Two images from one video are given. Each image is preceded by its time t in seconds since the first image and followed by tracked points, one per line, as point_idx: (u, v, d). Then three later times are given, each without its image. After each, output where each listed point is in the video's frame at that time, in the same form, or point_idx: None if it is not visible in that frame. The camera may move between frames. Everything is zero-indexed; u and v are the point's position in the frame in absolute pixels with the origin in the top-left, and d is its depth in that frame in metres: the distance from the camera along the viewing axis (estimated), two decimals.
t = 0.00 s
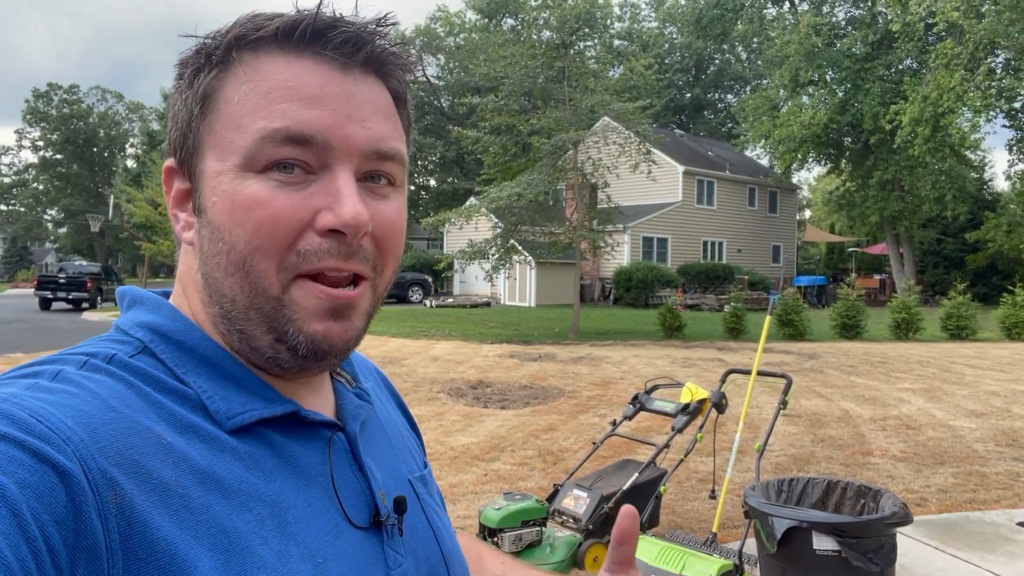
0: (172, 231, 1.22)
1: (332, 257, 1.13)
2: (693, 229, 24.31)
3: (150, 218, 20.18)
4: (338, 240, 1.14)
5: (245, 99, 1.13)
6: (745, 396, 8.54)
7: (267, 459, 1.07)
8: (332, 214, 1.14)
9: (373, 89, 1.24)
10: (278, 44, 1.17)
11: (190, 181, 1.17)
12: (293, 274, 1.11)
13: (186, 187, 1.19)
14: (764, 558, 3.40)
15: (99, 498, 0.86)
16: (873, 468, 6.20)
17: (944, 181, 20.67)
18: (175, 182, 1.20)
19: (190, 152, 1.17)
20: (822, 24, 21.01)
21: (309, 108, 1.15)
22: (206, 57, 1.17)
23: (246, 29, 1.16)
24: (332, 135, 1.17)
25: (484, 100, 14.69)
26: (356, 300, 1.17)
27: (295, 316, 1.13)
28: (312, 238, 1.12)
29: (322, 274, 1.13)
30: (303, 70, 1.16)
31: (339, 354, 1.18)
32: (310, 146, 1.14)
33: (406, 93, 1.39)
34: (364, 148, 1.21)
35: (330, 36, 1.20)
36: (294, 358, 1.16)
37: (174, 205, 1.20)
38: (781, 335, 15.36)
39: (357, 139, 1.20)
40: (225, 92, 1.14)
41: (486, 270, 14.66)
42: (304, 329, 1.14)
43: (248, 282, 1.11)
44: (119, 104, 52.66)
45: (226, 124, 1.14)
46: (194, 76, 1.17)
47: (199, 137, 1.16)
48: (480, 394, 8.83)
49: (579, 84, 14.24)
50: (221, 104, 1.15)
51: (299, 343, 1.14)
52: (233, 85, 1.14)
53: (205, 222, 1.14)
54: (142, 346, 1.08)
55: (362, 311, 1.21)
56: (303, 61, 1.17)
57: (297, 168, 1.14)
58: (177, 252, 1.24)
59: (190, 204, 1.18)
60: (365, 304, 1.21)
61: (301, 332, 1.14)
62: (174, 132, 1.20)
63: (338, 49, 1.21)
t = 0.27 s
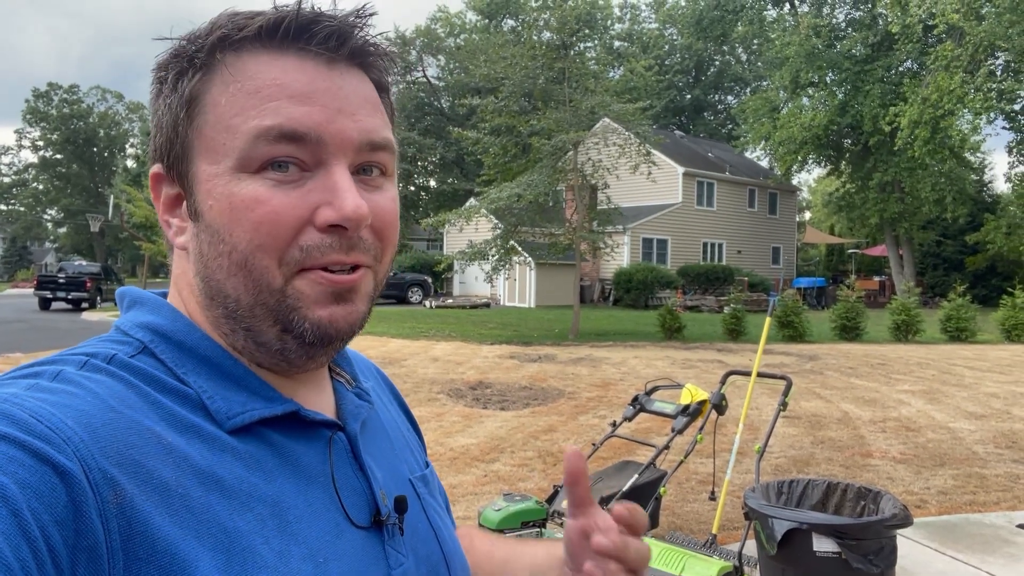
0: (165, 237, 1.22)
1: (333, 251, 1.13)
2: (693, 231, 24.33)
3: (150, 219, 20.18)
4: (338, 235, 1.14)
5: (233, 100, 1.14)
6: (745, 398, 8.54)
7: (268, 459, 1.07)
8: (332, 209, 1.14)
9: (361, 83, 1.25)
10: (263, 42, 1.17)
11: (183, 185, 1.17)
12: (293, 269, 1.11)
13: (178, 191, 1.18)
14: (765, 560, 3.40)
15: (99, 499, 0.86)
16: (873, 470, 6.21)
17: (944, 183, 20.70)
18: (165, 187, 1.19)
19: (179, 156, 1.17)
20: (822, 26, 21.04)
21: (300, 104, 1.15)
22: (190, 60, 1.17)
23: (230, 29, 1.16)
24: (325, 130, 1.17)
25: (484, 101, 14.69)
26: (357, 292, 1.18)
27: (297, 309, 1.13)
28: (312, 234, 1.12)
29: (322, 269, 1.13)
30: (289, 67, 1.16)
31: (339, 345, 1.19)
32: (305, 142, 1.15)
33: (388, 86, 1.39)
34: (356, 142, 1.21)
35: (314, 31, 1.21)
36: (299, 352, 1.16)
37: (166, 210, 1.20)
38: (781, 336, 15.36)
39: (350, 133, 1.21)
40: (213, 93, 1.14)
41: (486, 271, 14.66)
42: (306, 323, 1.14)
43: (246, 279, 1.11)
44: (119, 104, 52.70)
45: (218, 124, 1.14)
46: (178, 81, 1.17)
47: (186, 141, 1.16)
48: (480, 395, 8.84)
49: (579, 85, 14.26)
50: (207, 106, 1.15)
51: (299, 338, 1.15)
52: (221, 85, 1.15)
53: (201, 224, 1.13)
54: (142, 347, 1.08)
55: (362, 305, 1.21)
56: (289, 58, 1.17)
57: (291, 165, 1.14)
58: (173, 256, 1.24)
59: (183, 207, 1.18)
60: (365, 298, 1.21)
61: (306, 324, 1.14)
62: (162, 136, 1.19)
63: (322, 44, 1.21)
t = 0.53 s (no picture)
0: (170, 235, 1.22)
1: (338, 257, 1.13)
2: (698, 228, 24.29)
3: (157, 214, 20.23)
4: (343, 241, 1.14)
5: (244, 103, 1.14)
6: (750, 397, 8.53)
7: (269, 461, 1.07)
8: (339, 215, 1.14)
9: (373, 91, 1.25)
10: (277, 47, 1.17)
11: (190, 185, 1.17)
12: (297, 272, 1.11)
13: (185, 190, 1.19)
14: (770, 559, 3.39)
15: (102, 501, 0.86)
16: (878, 469, 6.19)
17: (951, 181, 20.61)
18: (173, 186, 1.20)
19: (187, 155, 1.17)
20: (830, 23, 20.95)
21: (310, 110, 1.16)
22: (203, 61, 1.17)
23: (245, 33, 1.16)
24: (335, 136, 1.18)
25: (490, 98, 14.68)
26: (359, 298, 1.18)
27: (298, 313, 1.13)
28: (317, 239, 1.12)
29: (326, 274, 1.13)
30: (303, 72, 1.16)
31: (340, 348, 1.19)
32: (313, 147, 1.15)
33: (401, 93, 1.39)
34: (365, 148, 1.21)
35: (329, 39, 1.21)
36: (298, 354, 1.16)
37: (173, 209, 1.20)
38: (787, 335, 15.32)
39: (359, 139, 1.21)
40: (224, 95, 1.14)
41: (491, 268, 14.66)
42: (307, 326, 1.13)
43: (248, 281, 1.11)
44: (126, 100, 52.83)
45: (227, 125, 1.14)
46: (191, 81, 1.17)
47: (194, 142, 1.16)
48: (484, 392, 8.83)
49: (585, 82, 14.24)
50: (218, 108, 1.15)
51: (301, 341, 1.15)
52: (231, 88, 1.14)
53: (207, 224, 1.14)
54: (143, 348, 1.08)
55: (365, 308, 1.21)
56: (303, 65, 1.17)
57: (300, 169, 1.14)
58: (177, 254, 1.24)
59: (189, 207, 1.18)
60: (368, 302, 1.21)
61: (306, 329, 1.14)
62: (170, 137, 1.19)
63: (337, 52, 1.21)
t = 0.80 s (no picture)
0: (169, 226, 1.22)
1: (327, 247, 1.11)
2: (703, 224, 24.24)
3: (161, 213, 20.28)
4: (333, 229, 1.12)
5: (239, 87, 1.13)
6: (756, 392, 8.51)
7: (260, 458, 1.06)
8: (325, 199, 1.12)
9: (371, 80, 1.24)
10: (277, 32, 1.17)
11: (186, 172, 1.17)
12: (284, 263, 1.09)
13: (183, 178, 1.19)
14: (775, 555, 3.38)
15: (90, 500, 0.85)
16: (885, 464, 6.17)
17: (958, 175, 20.52)
18: (174, 175, 1.20)
19: (187, 142, 1.17)
20: (834, 17, 20.85)
21: (303, 93, 1.15)
22: (204, 48, 1.18)
23: (243, 17, 1.17)
24: (327, 121, 1.16)
25: (493, 94, 14.65)
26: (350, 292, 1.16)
27: (283, 304, 1.10)
28: (305, 225, 1.10)
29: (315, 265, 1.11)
30: (299, 56, 1.16)
31: (328, 339, 1.16)
32: (304, 130, 1.13)
33: (404, 85, 1.38)
34: (360, 135, 1.20)
35: (326, 26, 1.21)
36: (282, 350, 1.14)
37: (172, 198, 1.20)
38: (792, 330, 15.28)
39: (352, 125, 1.19)
40: (223, 79, 1.15)
41: (495, 265, 14.66)
42: (290, 317, 1.11)
43: (238, 270, 1.09)
44: (131, 99, 52.91)
45: (222, 109, 1.13)
46: (193, 68, 1.18)
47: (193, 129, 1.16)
48: (489, 389, 8.84)
49: (588, 78, 14.19)
50: (215, 95, 1.15)
51: (291, 333, 1.12)
52: (228, 73, 1.15)
53: (199, 211, 1.13)
54: (136, 345, 1.07)
55: (359, 299, 1.19)
56: (299, 49, 1.17)
57: (290, 156, 1.13)
58: (175, 248, 1.24)
59: (186, 197, 1.18)
60: (363, 298, 1.20)
61: (289, 320, 1.11)
62: (170, 128, 1.20)
63: (336, 36, 1.21)
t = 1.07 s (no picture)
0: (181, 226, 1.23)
1: (338, 262, 1.13)
2: (697, 227, 24.32)
3: (156, 218, 20.26)
4: (345, 245, 1.14)
5: (255, 102, 1.13)
6: (752, 395, 8.54)
7: (272, 454, 1.07)
8: (340, 220, 1.14)
9: (388, 93, 1.23)
10: (291, 45, 1.16)
11: (200, 178, 1.17)
12: (300, 276, 1.11)
13: (196, 184, 1.19)
14: (772, 555, 3.40)
15: (106, 493, 0.86)
16: (880, 466, 6.19)
17: (950, 179, 20.65)
18: (186, 176, 1.20)
19: (200, 150, 1.18)
20: (826, 21, 20.97)
21: (320, 114, 1.14)
22: (219, 54, 1.17)
23: (260, 28, 1.16)
24: (343, 142, 1.16)
25: (488, 99, 14.69)
26: (362, 302, 1.17)
27: (298, 316, 1.13)
28: (319, 242, 1.12)
29: (328, 277, 1.13)
30: (315, 73, 1.15)
31: (341, 347, 1.18)
32: (320, 151, 1.14)
33: (420, 94, 1.37)
34: (375, 156, 1.20)
35: (344, 39, 1.19)
36: (298, 357, 1.16)
37: (185, 199, 1.21)
38: (787, 333, 15.32)
39: (368, 146, 1.19)
40: (238, 91, 1.14)
41: (491, 269, 14.67)
42: (306, 331, 1.14)
43: (253, 280, 1.11)
44: (125, 104, 52.83)
45: (237, 122, 1.14)
46: (207, 74, 1.17)
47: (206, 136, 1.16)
48: (485, 393, 8.84)
49: (583, 82, 14.23)
50: (230, 104, 1.15)
51: (306, 343, 1.15)
52: (244, 85, 1.14)
53: (213, 219, 1.14)
54: (150, 342, 1.08)
55: (370, 308, 1.20)
56: (317, 64, 1.16)
57: (306, 172, 1.14)
58: (187, 245, 1.24)
59: (198, 199, 1.19)
60: (374, 303, 1.21)
61: (304, 331, 1.14)
62: (184, 127, 1.20)
63: (352, 53, 1.19)
